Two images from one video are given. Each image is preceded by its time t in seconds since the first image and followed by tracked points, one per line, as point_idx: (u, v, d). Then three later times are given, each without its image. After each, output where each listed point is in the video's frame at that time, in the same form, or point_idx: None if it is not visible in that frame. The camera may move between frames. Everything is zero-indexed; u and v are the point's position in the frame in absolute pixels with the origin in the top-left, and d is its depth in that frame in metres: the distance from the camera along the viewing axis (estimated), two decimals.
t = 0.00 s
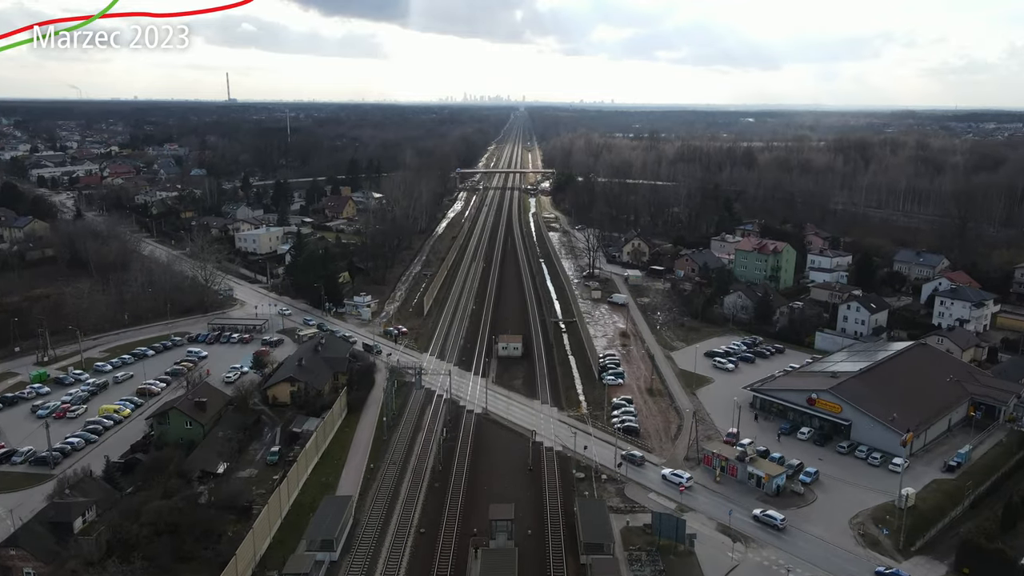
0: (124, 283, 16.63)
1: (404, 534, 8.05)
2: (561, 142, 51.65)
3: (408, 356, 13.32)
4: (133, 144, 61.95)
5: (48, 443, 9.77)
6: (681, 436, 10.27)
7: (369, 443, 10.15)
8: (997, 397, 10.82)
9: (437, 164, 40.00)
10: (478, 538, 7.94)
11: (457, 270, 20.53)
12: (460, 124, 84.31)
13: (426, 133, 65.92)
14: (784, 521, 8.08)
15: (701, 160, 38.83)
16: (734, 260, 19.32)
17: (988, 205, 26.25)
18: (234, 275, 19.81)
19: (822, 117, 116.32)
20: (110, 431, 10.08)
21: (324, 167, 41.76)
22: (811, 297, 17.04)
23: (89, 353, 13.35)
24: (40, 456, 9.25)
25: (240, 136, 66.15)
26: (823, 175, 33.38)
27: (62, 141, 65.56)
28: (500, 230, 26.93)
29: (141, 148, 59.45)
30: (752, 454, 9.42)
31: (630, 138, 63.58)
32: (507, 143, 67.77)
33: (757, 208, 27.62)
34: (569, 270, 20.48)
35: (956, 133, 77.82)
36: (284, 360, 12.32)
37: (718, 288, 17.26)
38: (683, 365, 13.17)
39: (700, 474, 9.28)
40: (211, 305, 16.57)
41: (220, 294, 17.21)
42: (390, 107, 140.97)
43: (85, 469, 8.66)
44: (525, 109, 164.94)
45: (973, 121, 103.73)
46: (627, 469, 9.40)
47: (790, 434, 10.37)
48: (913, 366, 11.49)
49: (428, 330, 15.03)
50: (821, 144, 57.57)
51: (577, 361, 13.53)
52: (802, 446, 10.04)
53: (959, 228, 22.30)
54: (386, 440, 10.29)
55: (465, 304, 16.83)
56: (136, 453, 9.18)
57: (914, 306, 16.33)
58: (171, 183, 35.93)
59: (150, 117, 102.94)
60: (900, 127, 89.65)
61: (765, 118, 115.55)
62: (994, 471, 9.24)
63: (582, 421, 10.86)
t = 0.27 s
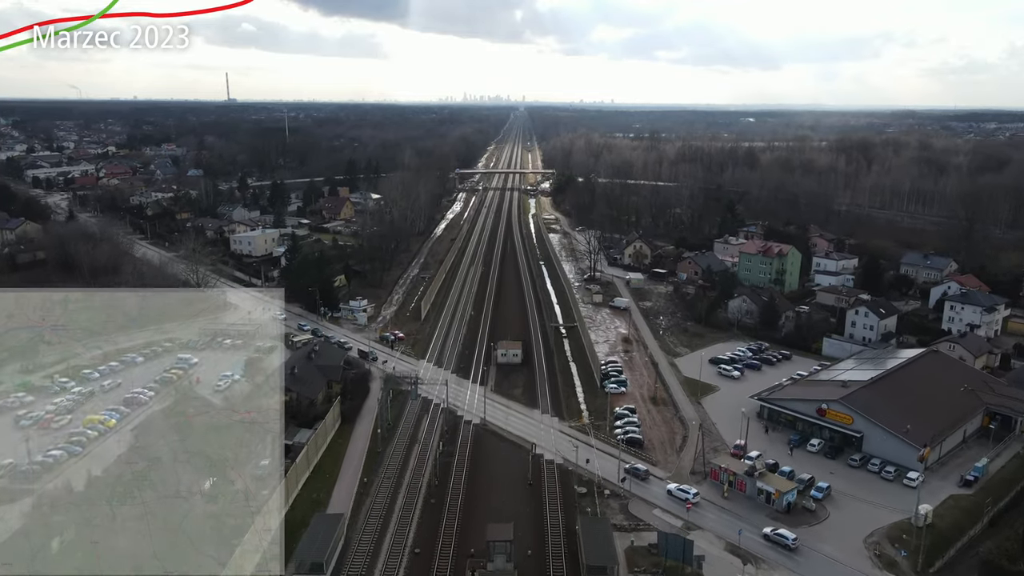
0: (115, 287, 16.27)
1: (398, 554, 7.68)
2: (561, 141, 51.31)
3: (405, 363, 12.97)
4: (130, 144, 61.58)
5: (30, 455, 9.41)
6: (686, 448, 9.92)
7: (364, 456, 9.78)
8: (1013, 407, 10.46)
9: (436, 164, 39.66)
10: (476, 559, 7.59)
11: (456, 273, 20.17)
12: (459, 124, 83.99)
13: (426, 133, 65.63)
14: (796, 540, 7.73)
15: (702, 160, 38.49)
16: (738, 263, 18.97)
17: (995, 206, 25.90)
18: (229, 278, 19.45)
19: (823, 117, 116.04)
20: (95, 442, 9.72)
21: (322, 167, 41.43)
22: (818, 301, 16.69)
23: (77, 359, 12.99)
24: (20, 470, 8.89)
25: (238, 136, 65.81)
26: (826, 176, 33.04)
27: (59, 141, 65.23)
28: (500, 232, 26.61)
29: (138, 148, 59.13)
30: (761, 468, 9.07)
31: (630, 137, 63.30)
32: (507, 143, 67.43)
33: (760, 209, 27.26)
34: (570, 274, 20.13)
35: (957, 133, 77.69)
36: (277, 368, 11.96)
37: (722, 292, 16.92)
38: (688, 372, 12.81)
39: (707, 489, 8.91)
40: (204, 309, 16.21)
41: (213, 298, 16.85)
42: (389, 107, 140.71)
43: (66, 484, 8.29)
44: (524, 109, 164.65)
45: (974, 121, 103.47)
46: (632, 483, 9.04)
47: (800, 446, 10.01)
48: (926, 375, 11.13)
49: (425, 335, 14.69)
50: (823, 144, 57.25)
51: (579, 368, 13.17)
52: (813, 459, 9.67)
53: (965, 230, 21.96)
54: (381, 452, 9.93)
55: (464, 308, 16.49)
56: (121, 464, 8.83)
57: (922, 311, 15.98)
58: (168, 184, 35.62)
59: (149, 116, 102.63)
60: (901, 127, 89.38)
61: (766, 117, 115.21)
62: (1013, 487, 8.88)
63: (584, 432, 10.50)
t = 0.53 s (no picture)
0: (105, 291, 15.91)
1: None
2: (561, 142, 50.94)
3: (401, 371, 12.60)
4: (128, 145, 61.26)
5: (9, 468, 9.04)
6: (693, 461, 9.56)
7: (358, 469, 9.41)
8: None
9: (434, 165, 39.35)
10: None
11: (454, 276, 19.83)
12: (459, 124, 83.64)
13: (425, 133, 65.30)
14: (809, 561, 7.37)
15: (703, 161, 38.16)
16: (743, 266, 18.61)
17: (1002, 207, 25.51)
18: (223, 282, 19.11)
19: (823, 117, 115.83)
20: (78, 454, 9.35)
21: (320, 167, 41.09)
22: (824, 305, 16.33)
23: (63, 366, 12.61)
24: None
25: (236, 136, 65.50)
26: (829, 176, 32.69)
27: (57, 142, 64.96)
28: (499, 234, 26.25)
29: (136, 148, 58.78)
30: (769, 482, 8.71)
31: (631, 137, 62.97)
32: (506, 144, 67.13)
33: (763, 211, 26.90)
34: (571, 277, 19.77)
35: (958, 133, 77.49)
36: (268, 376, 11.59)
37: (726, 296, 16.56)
38: (692, 380, 12.45)
39: (714, 504, 8.55)
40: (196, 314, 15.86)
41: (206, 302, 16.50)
42: (389, 107, 140.55)
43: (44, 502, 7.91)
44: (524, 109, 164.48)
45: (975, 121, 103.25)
46: (636, 499, 8.67)
47: (810, 458, 9.65)
48: (940, 383, 10.77)
49: (423, 341, 14.32)
50: (824, 144, 56.89)
51: (580, 375, 12.79)
52: (824, 472, 9.31)
53: (973, 232, 21.60)
54: (375, 465, 9.57)
55: (463, 313, 16.12)
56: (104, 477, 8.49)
57: (931, 316, 15.62)
58: (164, 184, 35.28)
59: (148, 117, 102.41)
60: (902, 128, 89.06)
61: (767, 117, 114.86)
62: None
63: (586, 444, 10.13)
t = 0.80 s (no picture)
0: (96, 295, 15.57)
1: None
2: (561, 142, 50.57)
3: (398, 380, 12.23)
4: (126, 145, 60.94)
5: None
6: (699, 475, 9.21)
7: (351, 484, 9.06)
8: None
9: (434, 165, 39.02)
10: None
11: (453, 280, 19.50)
12: (459, 124, 83.27)
13: (425, 134, 64.95)
14: None
15: (705, 162, 37.81)
16: (747, 269, 18.25)
17: (1009, 208, 25.12)
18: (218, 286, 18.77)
19: (824, 117, 115.60)
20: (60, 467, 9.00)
21: (318, 168, 40.73)
22: (830, 310, 16.00)
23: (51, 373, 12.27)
24: None
25: (235, 137, 65.17)
26: (832, 177, 32.34)
27: (53, 143, 64.57)
28: (499, 236, 25.90)
29: (133, 149, 58.41)
30: (780, 499, 8.35)
31: (631, 137, 62.82)
32: (507, 144, 66.77)
33: (766, 212, 26.58)
34: (572, 280, 19.43)
35: (960, 133, 77.10)
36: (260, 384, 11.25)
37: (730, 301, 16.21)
38: (697, 389, 12.09)
39: (722, 522, 8.20)
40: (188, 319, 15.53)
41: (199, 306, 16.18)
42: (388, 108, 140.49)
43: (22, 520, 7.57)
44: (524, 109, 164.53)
45: (977, 121, 102.93)
46: (641, 516, 8.32)
47: (821, 471, 9.31)
48: (955, 393, 10.43)
49: (420, 348, 13.98)
50: (826, 145, 56.56)
51: (582, 383, 12.45)
52: (835, 487, 8.97)
53: (980, 235, 21.25)
54: (370, 479, 9.20)
55: (461, 319, 15.77)
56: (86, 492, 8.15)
57: (941, 321, 15.26)
58: (161, 186, 34.95)
59: (147, 117, 102.09)
60: (904, 128, 88.72)
61: (768, 118, 114.44)
62: None
63: (588, 457, 9.77)
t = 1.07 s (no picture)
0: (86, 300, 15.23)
1: None
2: (561, 143, 50.22)
3: (394, 388, 11.88)
4: (123, 146, 60.61)
5: None
6: (705, 489, 8.87)
7: (343, 499, 8.70)
8: None
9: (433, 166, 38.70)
10: None
11: (452, 284, 19.15)
12: (458, 125, 82.94)
13: (424, 135, 64.64)
14: None
15: (707, 162, 37.49)
16: (751, 272, 17.91)
17: (1016, 209, 24.80)
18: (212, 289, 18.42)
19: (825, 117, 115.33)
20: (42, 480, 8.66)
21: (316, 169, 40.39)
22: (836, 314, 15.68)
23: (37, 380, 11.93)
24: None
25: (233, 138, 64.83)
26: (835, 178, 32.04)
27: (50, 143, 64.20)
28: (499, 238, 25.57)
29: (130, 150, 58.03)
30: (792, 515, 8.01)
31: (632, 138, 62.50)
32: (507, 145, 66.45)
33: (769, 214, 26.28)
34: (572, 284, 19.11)
35: (962, 134, 76.81)
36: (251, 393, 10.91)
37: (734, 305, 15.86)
38: (702, 397, 11.74)
39: (730, 541, 7.85)
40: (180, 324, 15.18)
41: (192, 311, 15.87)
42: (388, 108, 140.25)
43: None
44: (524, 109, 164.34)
45: (978, 122, 102.66)
46: (646, 534, 7.97)
47: (832, 485, 8.97)
48: (970, 403, 10.08)
49: (417, 354, 13.65)
50: (828, 145, 56.29)
51: (583, 392, 12.11)
52: (848, 502, 8.63)
53: (988, 237, 20.93)
54: (363, 494, 8.85)
55: (460, 324, 15.44)
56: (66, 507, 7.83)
57: (950, 326, 14.94)
58: (157, 187, 34.60)
59: (145, 117, 101.78)
60: (905, 129, 88.47)
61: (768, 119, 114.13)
62: None
63: (590, 470, 9.43)
